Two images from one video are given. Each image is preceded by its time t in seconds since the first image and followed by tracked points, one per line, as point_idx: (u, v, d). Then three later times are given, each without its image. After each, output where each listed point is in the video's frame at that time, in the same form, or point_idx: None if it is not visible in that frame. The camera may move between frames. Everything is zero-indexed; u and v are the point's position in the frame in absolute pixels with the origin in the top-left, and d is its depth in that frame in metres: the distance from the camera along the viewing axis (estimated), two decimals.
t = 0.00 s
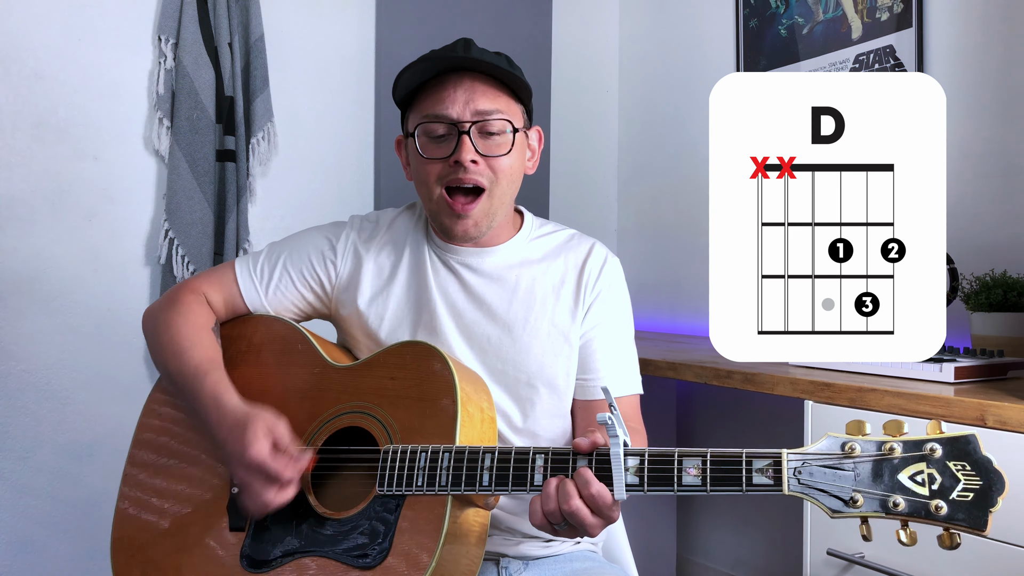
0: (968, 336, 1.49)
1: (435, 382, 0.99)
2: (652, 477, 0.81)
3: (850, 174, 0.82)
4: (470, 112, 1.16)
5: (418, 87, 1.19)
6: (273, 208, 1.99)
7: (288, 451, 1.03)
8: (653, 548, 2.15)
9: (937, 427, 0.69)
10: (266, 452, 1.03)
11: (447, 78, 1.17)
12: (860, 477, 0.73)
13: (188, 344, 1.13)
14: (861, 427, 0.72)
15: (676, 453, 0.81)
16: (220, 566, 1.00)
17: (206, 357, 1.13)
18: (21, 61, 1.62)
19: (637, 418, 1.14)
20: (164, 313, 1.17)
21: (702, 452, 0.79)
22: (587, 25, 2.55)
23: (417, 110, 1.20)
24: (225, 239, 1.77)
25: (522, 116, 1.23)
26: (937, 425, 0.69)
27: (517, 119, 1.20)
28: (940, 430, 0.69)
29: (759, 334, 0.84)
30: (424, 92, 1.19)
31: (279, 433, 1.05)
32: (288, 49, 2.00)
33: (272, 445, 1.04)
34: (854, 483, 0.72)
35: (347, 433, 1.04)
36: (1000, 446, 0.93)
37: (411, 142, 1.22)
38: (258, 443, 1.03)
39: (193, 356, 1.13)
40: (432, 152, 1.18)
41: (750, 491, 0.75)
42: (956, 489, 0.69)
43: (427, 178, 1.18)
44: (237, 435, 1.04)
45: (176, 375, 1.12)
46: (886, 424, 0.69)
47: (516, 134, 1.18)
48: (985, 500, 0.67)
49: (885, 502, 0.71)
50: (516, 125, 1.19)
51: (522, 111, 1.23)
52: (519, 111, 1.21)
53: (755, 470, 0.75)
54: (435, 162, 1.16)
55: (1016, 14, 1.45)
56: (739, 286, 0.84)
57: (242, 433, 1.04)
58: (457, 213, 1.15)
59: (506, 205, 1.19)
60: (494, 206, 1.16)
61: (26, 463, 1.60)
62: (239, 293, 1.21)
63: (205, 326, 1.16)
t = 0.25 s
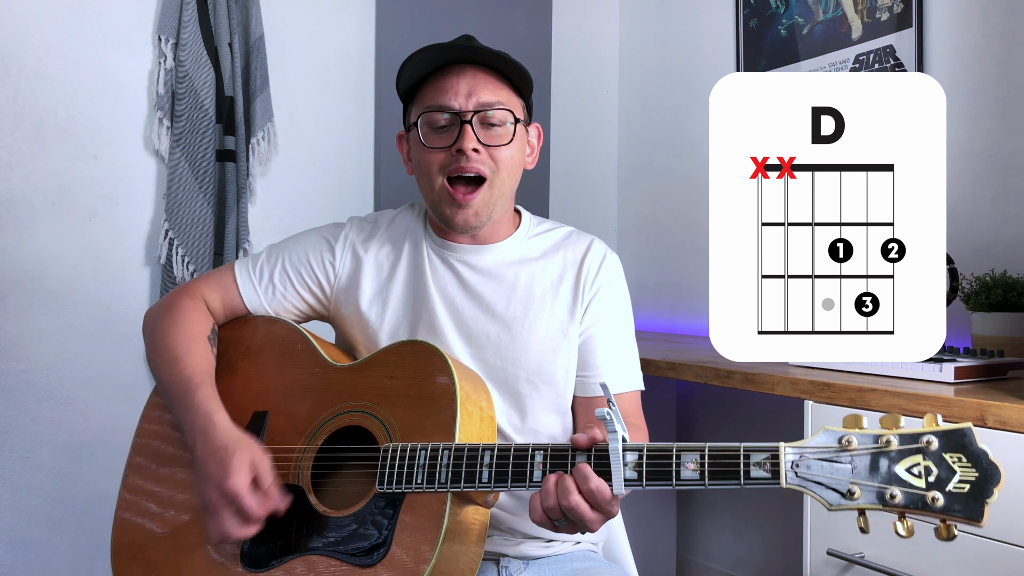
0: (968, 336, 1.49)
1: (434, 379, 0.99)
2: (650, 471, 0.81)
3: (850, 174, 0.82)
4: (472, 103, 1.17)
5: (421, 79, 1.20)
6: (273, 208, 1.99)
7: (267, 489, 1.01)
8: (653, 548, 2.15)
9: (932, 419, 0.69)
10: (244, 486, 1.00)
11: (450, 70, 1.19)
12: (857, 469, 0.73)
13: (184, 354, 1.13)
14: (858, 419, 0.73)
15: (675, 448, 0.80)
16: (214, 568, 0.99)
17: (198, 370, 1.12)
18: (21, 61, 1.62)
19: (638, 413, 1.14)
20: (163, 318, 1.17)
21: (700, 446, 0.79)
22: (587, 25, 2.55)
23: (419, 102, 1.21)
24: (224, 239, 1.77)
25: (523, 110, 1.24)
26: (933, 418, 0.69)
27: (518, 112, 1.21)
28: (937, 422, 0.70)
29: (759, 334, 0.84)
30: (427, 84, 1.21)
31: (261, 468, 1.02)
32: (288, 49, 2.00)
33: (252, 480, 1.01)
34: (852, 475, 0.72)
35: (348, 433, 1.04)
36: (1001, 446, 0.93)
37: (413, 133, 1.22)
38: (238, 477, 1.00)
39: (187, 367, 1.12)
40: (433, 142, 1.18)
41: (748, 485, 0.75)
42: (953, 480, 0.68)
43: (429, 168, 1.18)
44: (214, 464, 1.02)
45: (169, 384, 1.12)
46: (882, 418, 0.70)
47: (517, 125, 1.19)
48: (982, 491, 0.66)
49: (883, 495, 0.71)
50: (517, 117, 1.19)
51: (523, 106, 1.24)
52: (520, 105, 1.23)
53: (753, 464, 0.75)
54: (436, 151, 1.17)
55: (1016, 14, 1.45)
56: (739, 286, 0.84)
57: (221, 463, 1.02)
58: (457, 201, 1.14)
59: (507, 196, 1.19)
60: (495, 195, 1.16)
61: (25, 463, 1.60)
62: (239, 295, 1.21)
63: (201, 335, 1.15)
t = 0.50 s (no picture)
0: (969, 336, 1.49)
1: (434, 381, 0.99)
2: (652, 477, 0.81)
3: (850, 174, 0.83)
4: (468, 106, 1.16)
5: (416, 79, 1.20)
6: (273, 208, 1.99)
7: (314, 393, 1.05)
8: (653, 548, 2.15)
9: (936, 429, 0.69)
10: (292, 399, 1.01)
11: (446, 71, 1.18)
12: (859, 479, 0.73)
13: (192, 328, 1.12)
14: (861, 429, 0.71)
15: (676, 454, 0.81)
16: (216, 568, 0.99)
17: (209, 339, 1.12)
18: (21, 61, 1.61)
19: (636, 415, 1.14)
20: (161, 314, 1.16)
21: (703, 454, 0.79)
22: (587, 25, 2.55)
23: (415, 102, 1.20)
24: (225, 239, 1.77)
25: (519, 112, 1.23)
26: (937, 427, 0.69)
27: (514, 115, 1.20)
28: (940, 432, 0.70)
29: (759, 334, 0.84)
30: (423, 84, 1.20)
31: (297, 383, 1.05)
32: (288, 49, 2.00)
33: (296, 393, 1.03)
34: (854, 485, 0.72)
35: (348, 433, 1.04)
36: (1000, 446, 0.93)
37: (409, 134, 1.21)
38: (283, 392, 1.01)
39: (196, 339, 1.11)
40: (428, 144, 1.17)
41: (750, 493, 0.75)
42: (955, 492, 0.69)
43: (423, 170, 1.17)
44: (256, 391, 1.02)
45: (180, 357, 1.11)
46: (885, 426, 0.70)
47: (513, 129, 1.18)
48: (984, 503, 0.67)
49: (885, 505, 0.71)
50: (513, 120, 1.19)
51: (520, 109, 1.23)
52: (517, 108, 1.22)
53: (755, 472, 0.75)
54: (431, 153, 1.16)
55: (1015, 14, 1.45)
56: (739, 286, 0.84)
57: (260, 387, 1.02)
58: (451, 203, 1.14)
59: (502, 199, 1.18)
60: (490, 198, 1.15)
61: (26, 463, 1.60)
62: (237, 294, 1.21)
63: (206, 315, 1.16)
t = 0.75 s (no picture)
0: (968, 336, 1.49)
1: (434, 381, 0.99)
2: (652, 474, 0.81)
3: (850, 174, 0.82)
4: (473, 105, 1.17)
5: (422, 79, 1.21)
6: (273, 208, 1.99)
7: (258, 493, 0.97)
8: (654, 549, 2.14)
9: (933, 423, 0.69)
10: (251, 484, 0.97)
11: (452, 71, 1.19)
12: (859, 474, 0.73)
13: (189, 348, 1.12)
14: (860, 424, 0.71)
15: (676, 451, 0.81)
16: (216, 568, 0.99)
17: (204, 366, 1.11)
18: (21, 61, 1.61)
19: (637, 417, 1.14)
20: (161, 314, 1.16)
21: (702, 450, 0.79)
22: (587, 25, 2.55)
23: (420, 101, 1.21)
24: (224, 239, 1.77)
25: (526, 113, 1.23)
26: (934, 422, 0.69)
27: (520, 115, 1.20)
28: (938, 427, 0.70)
29: (759, 334, 0.84)
30: (429, 83, 1.21)
31: (246, 481, 0.97)
32: (288, 49, 2.00)
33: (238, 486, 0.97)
34: (853, 480, 0.72)
35: (348, 433, 1.04)
36: (1001, 446, 0.93)
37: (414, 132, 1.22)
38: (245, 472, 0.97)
39: (193, 364, 1.11)
40: (433, 142, 1.18)
41: (750, 489, 0.75)
42: (954, 486, 0.68)
43: (427, 168, 1.18)
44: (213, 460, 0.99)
45: (171, 380, 1.10)
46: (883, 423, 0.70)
47: (517, 129, 1.18)
48: (983, 497, 0.67)
49: (884, 499, 0.71)
50: (518, 121, 1.19)
51: (526, 109, 1.23)
52: (523, 108, 1.22)
53: (755, 468, 0.75)
54: (435, 152, 1.17)
55: (1015, 14, 1.45)
56: (739, 286, 0.84)
57: (227, 458, 0.99)
58: (454, 201, 1.14)
59: (506, 198, 1.18)
60: (492, 197, 1.15)
61: (26, 463, 1.60)
62: (237, 294, 1.20)
63: (204, 331, 1.15)
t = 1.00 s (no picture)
0: (968, 336, 1.49)
1: (434, 382, 0.99)
2: (652, 476, 0.81)
3: (850, 174, 0.82)
4: (489, 96, 1.19)
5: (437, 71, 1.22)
6: (273, 208, 1.99)
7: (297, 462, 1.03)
8: (654, 549, 2.14)
9: (936, 427, 0.69)
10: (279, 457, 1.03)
11: (467, 64, 1.21)
12: (860, 477, 0.73)
13: (190, 341, 1.14)
14: (861, 427, 0.71)
15: (677, 453, 0.81)
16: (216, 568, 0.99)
17: (206, 356, 1.13)
18: (21, 61, 1.61)
19: (637, 417, 1.15)
20: (165, 314, 1.17)
21: (702, 452, 0.79)
22: (587, 24, 2.55)
23: (433, 93, 1.22)
24: (224, 239, 1.77)
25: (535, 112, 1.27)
26: (936, 426, 0.69)
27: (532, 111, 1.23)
28: (939, 431, 0.70)
29: (759, 334, 0.84)
30: (443, 75, 1.23)
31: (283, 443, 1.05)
32: (287, 49, 2.00)
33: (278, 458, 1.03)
34: (854, 483, 0.72)
35: (348, 433, 1.04)
36: (1000, 446, 0.93)
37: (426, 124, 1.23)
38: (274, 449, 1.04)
39: (195, 353, 1.13)
40: (447, 131, 1.19)
41: (750, 491, 0.75)
42: (956, 490, 0.69)
43: (440, 155, 1.18)
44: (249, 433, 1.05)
45: (176, 369, 1.13)
46: (885, 425, 0.70)
47: (530, 123, 1.21)
48: (984, 502, 0.67)
49: (885, 503, 0.71)
50: (530, 115, 1.22)
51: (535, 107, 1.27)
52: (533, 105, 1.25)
53: (755, 470, 0.75)
54: (449, 139, 1.17)
55: (1015, 13, 1.45)
56: (739, 286, 0.84)
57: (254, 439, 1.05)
58: (467, 188, 1.14)
59: (516, 190, 1.19)
60: (505, 184, 1.16)
61: (25, 463, 1.60)
62: (237, 294, 1.20)
63: (204, 324, 1.16)
